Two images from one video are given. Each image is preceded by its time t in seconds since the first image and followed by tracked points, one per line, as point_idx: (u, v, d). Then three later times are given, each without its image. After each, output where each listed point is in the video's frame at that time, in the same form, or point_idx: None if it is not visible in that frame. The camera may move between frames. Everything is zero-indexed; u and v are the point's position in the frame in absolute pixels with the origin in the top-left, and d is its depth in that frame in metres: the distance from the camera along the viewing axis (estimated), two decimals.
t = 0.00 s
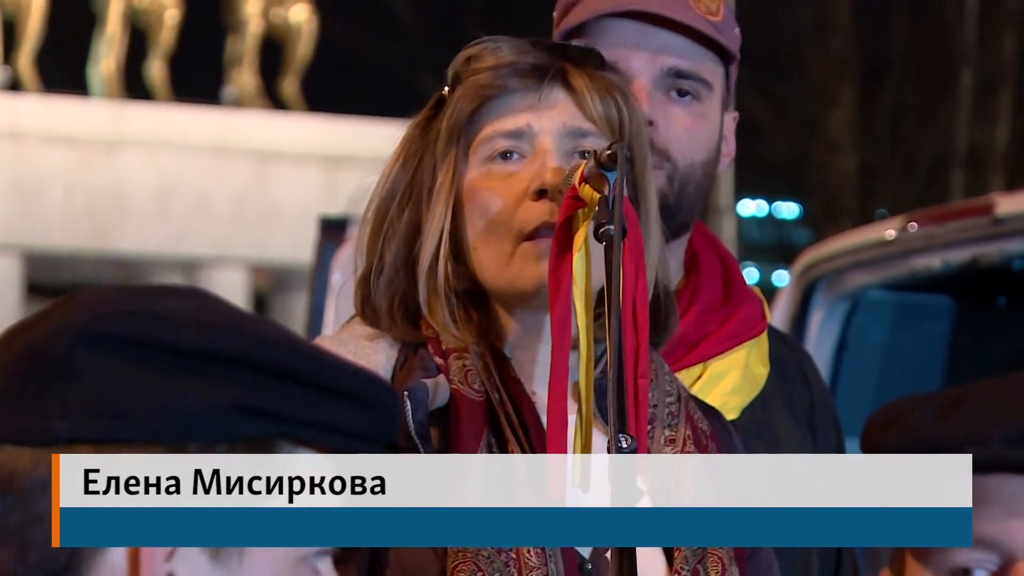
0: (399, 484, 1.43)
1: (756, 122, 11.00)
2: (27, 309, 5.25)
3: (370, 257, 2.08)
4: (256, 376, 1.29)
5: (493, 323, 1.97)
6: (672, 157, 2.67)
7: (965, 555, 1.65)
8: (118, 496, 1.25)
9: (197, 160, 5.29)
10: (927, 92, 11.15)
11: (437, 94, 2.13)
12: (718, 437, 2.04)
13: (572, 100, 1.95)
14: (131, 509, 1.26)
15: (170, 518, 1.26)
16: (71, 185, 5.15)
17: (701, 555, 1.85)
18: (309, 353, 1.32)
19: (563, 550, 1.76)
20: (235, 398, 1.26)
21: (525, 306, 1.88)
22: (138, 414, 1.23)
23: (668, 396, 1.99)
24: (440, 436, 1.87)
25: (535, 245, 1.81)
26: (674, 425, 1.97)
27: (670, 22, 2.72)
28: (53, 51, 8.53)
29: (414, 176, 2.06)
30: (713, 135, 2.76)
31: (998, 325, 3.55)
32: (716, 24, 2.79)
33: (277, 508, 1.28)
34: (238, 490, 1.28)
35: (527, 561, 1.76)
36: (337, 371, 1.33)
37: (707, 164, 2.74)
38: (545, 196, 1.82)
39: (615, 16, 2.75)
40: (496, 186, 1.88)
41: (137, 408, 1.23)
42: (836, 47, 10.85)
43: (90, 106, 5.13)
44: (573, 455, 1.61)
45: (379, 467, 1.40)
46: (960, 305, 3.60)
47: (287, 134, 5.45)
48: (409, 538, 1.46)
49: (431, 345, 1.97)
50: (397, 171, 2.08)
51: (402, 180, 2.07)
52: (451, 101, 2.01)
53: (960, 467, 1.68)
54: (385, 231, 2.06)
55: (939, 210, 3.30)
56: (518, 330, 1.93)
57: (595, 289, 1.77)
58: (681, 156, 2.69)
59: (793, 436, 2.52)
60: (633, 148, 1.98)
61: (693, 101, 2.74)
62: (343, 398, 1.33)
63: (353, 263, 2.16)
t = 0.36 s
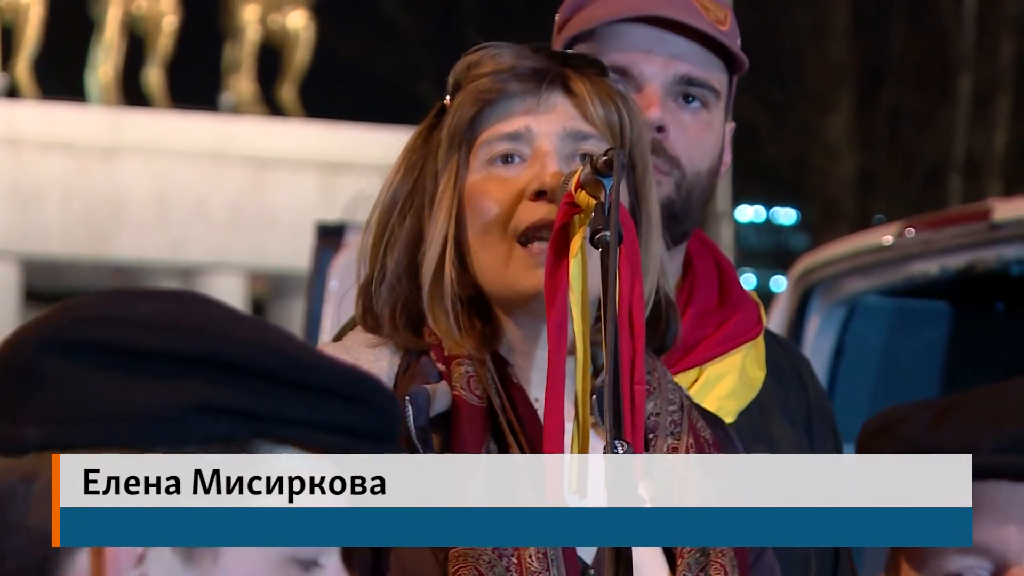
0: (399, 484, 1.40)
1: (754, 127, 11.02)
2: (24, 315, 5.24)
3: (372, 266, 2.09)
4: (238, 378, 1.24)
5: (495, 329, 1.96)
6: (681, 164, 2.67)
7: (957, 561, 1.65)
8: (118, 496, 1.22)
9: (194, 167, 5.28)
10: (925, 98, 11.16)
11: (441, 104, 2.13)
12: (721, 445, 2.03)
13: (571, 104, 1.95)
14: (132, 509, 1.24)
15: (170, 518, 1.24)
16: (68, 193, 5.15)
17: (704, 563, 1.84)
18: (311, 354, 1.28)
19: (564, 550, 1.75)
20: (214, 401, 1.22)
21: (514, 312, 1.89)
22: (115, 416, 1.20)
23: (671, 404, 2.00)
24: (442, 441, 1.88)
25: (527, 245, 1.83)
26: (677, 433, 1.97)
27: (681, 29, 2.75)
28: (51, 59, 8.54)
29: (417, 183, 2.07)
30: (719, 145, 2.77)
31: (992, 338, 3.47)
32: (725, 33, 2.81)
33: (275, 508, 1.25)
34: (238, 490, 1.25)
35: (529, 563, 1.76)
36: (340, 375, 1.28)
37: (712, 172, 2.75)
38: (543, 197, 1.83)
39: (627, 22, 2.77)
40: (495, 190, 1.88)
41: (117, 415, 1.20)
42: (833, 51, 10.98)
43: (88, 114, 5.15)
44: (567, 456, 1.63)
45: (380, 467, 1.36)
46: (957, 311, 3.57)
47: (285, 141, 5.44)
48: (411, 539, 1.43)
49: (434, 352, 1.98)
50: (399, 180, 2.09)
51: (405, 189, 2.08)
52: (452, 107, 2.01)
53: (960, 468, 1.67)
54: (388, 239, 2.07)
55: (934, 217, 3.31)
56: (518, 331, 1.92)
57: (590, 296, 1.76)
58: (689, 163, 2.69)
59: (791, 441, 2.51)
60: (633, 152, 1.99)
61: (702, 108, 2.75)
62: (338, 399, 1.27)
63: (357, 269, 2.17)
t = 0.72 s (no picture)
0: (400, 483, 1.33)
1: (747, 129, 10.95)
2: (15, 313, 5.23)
3: (368, 263, 2.09)
4: (218, 377, 1.14)
5: (490, 326, 1.97)
6: (678, 164, 2.68)
7: (944, 564, 1.64)
8: (116, 496, 1.13)
9: (186, 165, 5.27)
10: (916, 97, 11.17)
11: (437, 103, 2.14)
12: (719, 444, 2.02)
13: (565, 100, 1.96)
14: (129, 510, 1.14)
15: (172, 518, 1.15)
16: (59, 190, 5.14)
17: (699, 563, 1.84)
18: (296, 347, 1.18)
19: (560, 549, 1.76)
20: (188, 401, 1.12)
21: (508, 304, 1.90)
22: (98, 413, 1.11)
23: (667, 404, 2.00)
24: (438, 438, 1.86)
25: (519, 240, 1.82)
26: (673, 433, 1.97)
27: (680, 28, 2.75)
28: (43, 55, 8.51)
29: (412, 181, 2.07)
30: (715, 145, 2.79)
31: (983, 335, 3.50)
32: (724, 33, 2.82)
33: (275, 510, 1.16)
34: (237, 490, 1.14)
35: (525, 560, 1.75)
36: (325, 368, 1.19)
37: (707, 172, 2.76)
38: (536, 191, 1.83)
39: (626, 20, 2.76)
40: (489, 186, 1.88)
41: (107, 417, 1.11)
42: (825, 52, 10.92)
43: (78, 111, 5.13)
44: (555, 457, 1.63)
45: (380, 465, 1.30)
46: (949, 310, 3.59)
47: (277, 139, 5.44)
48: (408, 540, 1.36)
49: (429, 349, 1.98)
50: (395, 178, 2.09)
51: (400, 186, 2.08)
52: (447, 104, 2.01)
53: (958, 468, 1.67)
54: (384, 236, 2.07)
55: (927, 214, 3.33)
56: (511, 325, 1.93)
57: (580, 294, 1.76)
58: (686, 163, 2.70)
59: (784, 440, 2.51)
60: (626, 149, 2.00)
61: (699, 109, 2.76)
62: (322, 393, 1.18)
63: (353, 267, 2.16)
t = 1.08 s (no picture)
0: (400, 484, 1.47)
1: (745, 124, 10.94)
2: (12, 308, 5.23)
3: (373, 259, 2.08)
4: (204, 388, 1.23)
5: (494, 320, 1.97)
6: (682, 159, 2.68)
7: (950, 559, 1.65)
8: (117, 496, 1.23)
9: (183, 159, 5.26)
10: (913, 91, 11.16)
11: (443, 96, 2.14)
12: (725, 437, 2.02)
13: (569, 93, 1.96)
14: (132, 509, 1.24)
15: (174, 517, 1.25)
16: (55, 185, 5.13)
17: (706, 556, 1.85)
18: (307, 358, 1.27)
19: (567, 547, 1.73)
20: (175, 411, 1.22)
21: (511, 300, 1.89)
22: (94, 423, 1.20)
23: (674, 398, 2.00)
24: (444, 435, 1.88)
25: (524, 235, 1.81)
26: (679, 426, 1.97)
27: (685, 23, 2.75)
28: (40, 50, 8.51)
29: (418, 175, 2.07)
30: (719, 139, 2.79)
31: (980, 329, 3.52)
32: (728, 28, 2.82)
33: (276, 509, 1.28)
34: (237, 490, 1.26)
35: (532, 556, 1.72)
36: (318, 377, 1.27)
37: (711, 167, 2.76)
38: (541, 183, 1.82)
39: (630, 14, 2.75)
40: (493, 178, 1.88)
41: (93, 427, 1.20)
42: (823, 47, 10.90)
43: (75, 104, 5.11)
44: (557, 455, 1.57)
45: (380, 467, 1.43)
46: (946, 305, 3.59)
47: (274, 134, 5.43)
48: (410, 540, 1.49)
49: (435, 344, 1.98)
50: (402, 172, 2.09)
51: (407, 181, 2.08)
52: (452, 97, 2.01)
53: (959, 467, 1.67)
54: (389, 231, 2.07)
55: (923, 209, 3.32)
56: (513, 316, 1.91)
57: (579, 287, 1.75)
58: (690, 158, 2.70)
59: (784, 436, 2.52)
60: (629, 140, 2.00)
61: (704, 103, 2.76)
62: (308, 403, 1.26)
63: (359, 264, 2.15)
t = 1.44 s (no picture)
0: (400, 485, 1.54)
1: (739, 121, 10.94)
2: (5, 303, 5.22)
3: (369, 258, 2.08)
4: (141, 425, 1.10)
5: (493, 318, 1.97)
6: (681, 155, 2.69)
7: (943, 555, 1.62)
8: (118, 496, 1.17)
9: (178, 154, 5.24)
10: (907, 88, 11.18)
11: (439, 94, 2.13)
12: (722, 433, 2.01)
13: (567, 90, 1.96)
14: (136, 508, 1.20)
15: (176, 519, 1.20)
16: (49, 180, 5.11)
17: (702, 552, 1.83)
18: (265, 392, 1.13)
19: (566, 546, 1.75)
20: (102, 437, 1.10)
21: (508, 292, 1.90)
22: (20, 452, 1.08)
23: (671, 394, 1.99)
24: (437, 433, 1.87)
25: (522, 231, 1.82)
26: (675, 422, 1.96)
27: (686, 19, 2.75)
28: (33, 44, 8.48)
29: (415, 172, 2.06)
30: (719, 135, 2.79)
31: (970, 327, 3.57)
32: (729, 24, 2.81)
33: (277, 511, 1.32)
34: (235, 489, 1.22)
35: (530, 553, 1.74)
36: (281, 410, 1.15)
37: (710, 164, 2.77)
38: (538, 178, 1.83)
39: (631, 10, 2.76)
40: (490, 174, 1.87)
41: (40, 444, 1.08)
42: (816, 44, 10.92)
43: (70, 99, 5.11)
44: (549, 457, 1.61)
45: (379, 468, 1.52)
46: (941, 301, 3.62)
47: (267, 129, 5.42)
48: (407, 537, 1.56)
49: (429, 343, 1.98)
50: (399, 170, 2.08)
51: (404, 178, 2.07)
52: (449, 94, 2.00)
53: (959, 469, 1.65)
54: (386, 229, 2.07)
55: (917, 207, 3.33)
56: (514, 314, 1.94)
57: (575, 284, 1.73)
58: (689, 155, 2.71)
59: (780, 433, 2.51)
60: (628, 139, 2.00)
61: (704, 100, 2.76)
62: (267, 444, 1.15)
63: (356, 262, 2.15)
